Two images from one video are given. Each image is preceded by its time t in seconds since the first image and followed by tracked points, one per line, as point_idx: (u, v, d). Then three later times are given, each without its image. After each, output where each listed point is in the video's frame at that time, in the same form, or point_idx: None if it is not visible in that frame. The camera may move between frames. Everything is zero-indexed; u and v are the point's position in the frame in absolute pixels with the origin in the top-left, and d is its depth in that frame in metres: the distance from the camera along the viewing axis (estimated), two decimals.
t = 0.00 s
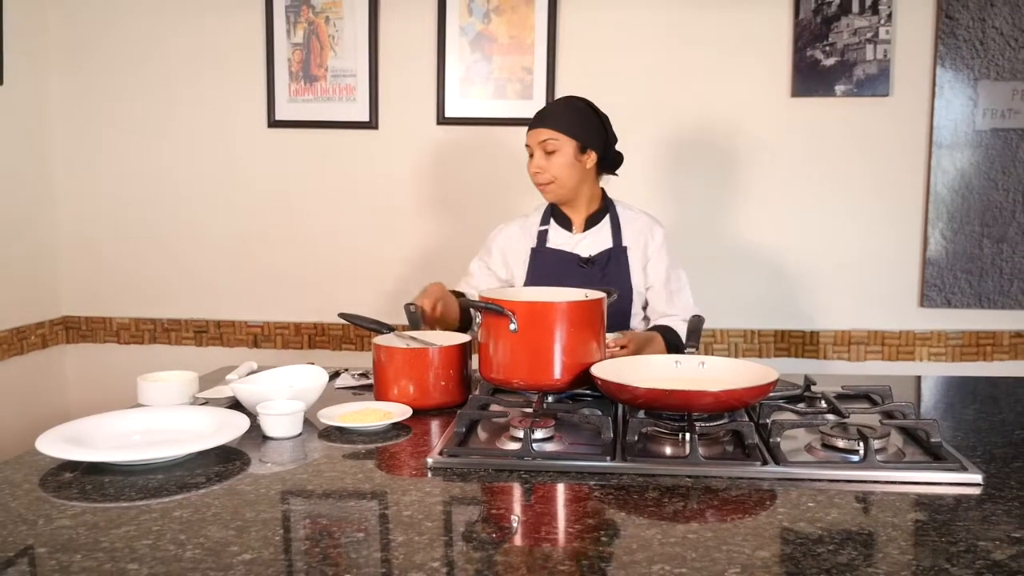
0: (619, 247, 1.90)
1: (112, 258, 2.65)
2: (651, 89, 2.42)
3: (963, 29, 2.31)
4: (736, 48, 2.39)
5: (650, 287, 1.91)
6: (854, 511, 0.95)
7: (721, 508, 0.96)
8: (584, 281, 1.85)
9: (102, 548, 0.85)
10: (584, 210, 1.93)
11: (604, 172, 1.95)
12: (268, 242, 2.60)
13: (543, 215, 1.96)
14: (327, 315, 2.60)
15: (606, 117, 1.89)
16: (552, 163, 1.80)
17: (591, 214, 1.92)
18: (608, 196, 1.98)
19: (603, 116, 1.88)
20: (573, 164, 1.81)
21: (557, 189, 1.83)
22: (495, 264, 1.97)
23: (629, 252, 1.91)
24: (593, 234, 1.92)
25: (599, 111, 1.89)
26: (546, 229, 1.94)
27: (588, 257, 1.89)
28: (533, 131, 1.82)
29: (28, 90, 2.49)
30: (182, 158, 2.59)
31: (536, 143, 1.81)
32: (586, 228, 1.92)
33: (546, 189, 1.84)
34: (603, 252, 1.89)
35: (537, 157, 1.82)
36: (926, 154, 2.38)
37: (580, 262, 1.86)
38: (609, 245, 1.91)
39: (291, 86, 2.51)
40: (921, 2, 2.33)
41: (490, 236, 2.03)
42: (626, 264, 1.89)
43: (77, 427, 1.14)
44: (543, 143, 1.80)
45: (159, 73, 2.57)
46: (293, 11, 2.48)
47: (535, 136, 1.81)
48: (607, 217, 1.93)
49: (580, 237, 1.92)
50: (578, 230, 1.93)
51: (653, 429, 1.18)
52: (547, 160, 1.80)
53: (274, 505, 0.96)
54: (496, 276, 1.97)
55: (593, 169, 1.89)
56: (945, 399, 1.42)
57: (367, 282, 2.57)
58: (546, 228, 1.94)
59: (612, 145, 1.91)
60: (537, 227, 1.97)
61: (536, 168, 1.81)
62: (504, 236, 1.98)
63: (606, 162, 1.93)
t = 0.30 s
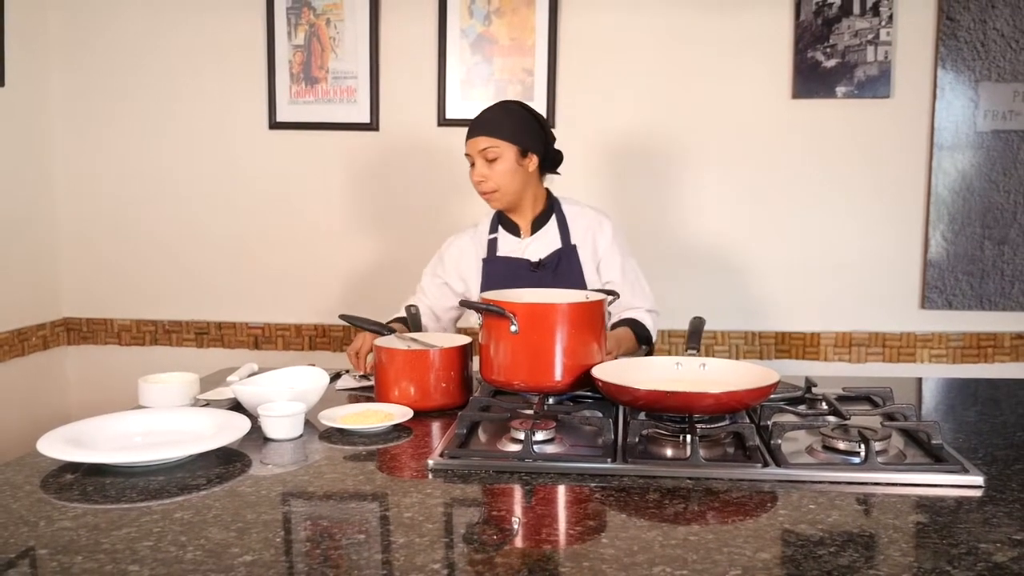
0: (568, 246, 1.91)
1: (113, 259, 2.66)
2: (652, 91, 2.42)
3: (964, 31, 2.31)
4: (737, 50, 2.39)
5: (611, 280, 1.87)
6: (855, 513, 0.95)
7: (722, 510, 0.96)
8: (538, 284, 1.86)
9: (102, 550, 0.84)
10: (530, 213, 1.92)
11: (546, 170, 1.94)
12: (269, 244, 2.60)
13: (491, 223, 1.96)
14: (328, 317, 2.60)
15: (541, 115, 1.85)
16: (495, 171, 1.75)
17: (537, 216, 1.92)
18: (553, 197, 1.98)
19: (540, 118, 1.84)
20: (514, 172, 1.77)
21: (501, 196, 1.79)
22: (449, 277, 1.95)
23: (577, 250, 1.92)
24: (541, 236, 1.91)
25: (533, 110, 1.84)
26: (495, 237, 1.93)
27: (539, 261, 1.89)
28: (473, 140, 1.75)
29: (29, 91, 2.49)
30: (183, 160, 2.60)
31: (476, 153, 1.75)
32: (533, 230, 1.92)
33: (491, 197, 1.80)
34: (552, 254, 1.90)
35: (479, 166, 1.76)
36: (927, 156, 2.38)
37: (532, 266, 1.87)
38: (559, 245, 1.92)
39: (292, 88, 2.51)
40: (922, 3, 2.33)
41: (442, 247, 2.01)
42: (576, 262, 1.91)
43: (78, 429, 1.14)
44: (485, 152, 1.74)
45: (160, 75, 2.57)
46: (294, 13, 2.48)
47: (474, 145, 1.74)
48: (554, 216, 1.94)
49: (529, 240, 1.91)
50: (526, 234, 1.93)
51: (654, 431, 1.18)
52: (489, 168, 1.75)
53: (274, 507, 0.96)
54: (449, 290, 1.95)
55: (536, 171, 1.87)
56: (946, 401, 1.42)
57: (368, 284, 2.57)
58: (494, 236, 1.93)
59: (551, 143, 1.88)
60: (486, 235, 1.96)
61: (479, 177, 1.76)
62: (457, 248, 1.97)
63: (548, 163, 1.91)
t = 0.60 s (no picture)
0: (542, 244, 1.88)
1: (113, 260, 2.66)
2: (652, 92, 2.42)
3: (964, 32, 2.31)
4: (736, 51, 2.39)
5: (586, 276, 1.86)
6: (856, 514, 0.95)
7: (722, 511, 0.96)
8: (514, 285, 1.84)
9: (102, 550, 0.85)
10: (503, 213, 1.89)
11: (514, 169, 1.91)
12: (269, 244, 2.60)
13: (463, 226, 1.95)
14: (328, 317, 2.60)
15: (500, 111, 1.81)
16: (488, 174, 1.75)
17: (509, 216, 1.89)
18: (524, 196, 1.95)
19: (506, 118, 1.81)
20: (504, 171, 1.78)
21: (493, 199, 1.79)
22: (422, 287, 1.98)
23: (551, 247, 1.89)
24: (514, 237, 1.90)
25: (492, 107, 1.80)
26: (467, 240, 1.93)
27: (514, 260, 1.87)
28: (461, 147, 1.71)
29: (30, 91, 2.49)
30: (184, 160, 2.60)
31: (467, 159, 1.72)
32: (506, 230, 1.90)
33: (482, 201, 1.79)
34: (527, 253, 1.88)
35: (470, 171, 1.73)
36: (927, 156, 2.38)
37: (507, 266, 1.84)
38: (532, 244, 1.89)
39: (292, 88, 2.51)
40: (922, 4, 2.33)
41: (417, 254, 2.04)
42: (551, 260, 1.88)
43: (77, 429, 1.14)
44: (476, 157, 1.72)
45: (160, 76, 2.57)
46: (294, 14, 2.49)
47: (464, 152, 1.71)
48: (525, 215, 1.91)
49: (501, 242, 1.90)
50: (500, 235, 1.91)
51: (654, 431, 1.18)
52: (482, 172, 1.74)
53: (274, 508, 0.96)
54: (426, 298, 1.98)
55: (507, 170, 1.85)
56: (947, 402, 1.42)
57: (368, 284, 2.57)
58: (466, 239, 1.93)
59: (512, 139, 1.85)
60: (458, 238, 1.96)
61: (473, 183, 1.73)
62: (428, 255, 1.99)
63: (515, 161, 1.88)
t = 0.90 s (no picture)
0: (540, 244, 1.87)
1: (115, 260, 2.66)
2: (654, 93, 2.42)
3: (966, 32, 2.31)
4: (738, 51, 2.39)
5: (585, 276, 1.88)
6: (858, 515, 0.95)
7: (724, 512, 0.96)
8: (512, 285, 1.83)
9: (105, 550, 0.85)
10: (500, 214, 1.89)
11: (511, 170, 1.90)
12: (271, 245, 2.60)
13: (458, 226, 1.93)
14: (330, 318, 2.60)
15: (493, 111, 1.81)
16: (509, 175, 1.77)
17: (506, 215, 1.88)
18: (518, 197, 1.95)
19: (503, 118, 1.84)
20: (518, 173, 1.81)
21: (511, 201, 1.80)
22: (418, 289, 1.93)
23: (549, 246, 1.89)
24: (510, 236, 1.89)
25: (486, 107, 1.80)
26: (462, 240, 1.90)
27: (513, 260, 1.86)
28: (484, 147, 1.73)
29: (33, 91, 2.50)
30: (186, 161, 2.60)
31: (490, 159, 1.73)
32: (504, 229, 1.89)
33: (501, 203, 1.79)
34: (526, 253, 1.87)
35: (492, 171, 1.74)
36: (929, 157, 2.37)
37: (505, 266, 1.84)
38: (530, 245, 1.89)
39: (295, 89, 2.51)
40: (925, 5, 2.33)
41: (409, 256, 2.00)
42: (550, 261, 1.87)
43: (79, 429, 1.14)
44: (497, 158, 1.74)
45: (163, 77, 2.58)
46: (297, 15, 2.49)
47: (488, 154, 1.73)
48: (523, 215, 1.91)
49: (498, 242, 1.89)
50: (496, 235, 1.89)
51: (656, 432, 1.18)
52: (503, 174, 1.76)
53: (276, 508, 0.96)
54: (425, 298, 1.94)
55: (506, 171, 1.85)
56: (949, 403, 1.42)
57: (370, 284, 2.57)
58: (461, 239, 1.91)
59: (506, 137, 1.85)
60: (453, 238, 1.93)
61: (497, 183, 1.74)
62: (421, 257, 1.96)
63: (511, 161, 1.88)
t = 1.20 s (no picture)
0: (554, 245, 1.89)
1: (117, 261, 2.66)
2: (655, 94, 2.42)
3: (968, 33, 2.31)
4: (740, 52, 2.39)
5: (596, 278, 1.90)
6: (859, 516, 0.95)
7: (726, 513, 0.96)
8: (525, 285, 1.84)
9: (106, 551, 0.85)
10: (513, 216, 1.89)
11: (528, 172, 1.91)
12: (272, 246, 2.60)
13: (472, 225, 1.92)
14: (331, 319, 2.60)
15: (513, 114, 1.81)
16: (497, 188, 1.72)
17: (519, 216, 1.88)
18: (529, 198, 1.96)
19: (521, 122, 1.79)
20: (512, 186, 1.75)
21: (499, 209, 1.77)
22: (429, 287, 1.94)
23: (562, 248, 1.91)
24: (525, 236, 1.89)
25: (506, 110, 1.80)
26: (476, 239, 1.90)
27: (527, 260, 1.87)
28: (473, 156, 1.68)
29: (34, 92, 2.50)
30: (188, 162, 2.60)
31: (476, 170, 1.69)
32: (518, 229, 1.90)
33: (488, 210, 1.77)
34: (540, 254, 1.88)
35: (478, 182, 1.70)
36: (930, 158, 2.37)
37: (520, 265, 1.85)
38: (544, 245, 1.90)
39: (296, 90, 2.51)
40: (927, 5, 2.33)
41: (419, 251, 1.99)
42: (563, 261, 1.89)
43: (81, 430, 1.14)
44: (486, 170, 1.69)
45: (164, 78, 2.58)
46: (299, 16, 2.49)
47: (476, 164, 1.68)
48: (536, 216, 1.92)
49: (513, 241, 1.89)
50: (511, 235, 1.89)
51: (658, 433, 1.18)
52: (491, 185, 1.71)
53: (278, 509, 0.96)
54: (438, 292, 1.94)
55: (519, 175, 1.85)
56: (951, 404, 1.42)
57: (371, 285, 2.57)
58: (475, 238, 1.90)
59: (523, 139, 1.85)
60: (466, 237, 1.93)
61: (480, 195, 1.71)
62: (433, 254, 1.94)
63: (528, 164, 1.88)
